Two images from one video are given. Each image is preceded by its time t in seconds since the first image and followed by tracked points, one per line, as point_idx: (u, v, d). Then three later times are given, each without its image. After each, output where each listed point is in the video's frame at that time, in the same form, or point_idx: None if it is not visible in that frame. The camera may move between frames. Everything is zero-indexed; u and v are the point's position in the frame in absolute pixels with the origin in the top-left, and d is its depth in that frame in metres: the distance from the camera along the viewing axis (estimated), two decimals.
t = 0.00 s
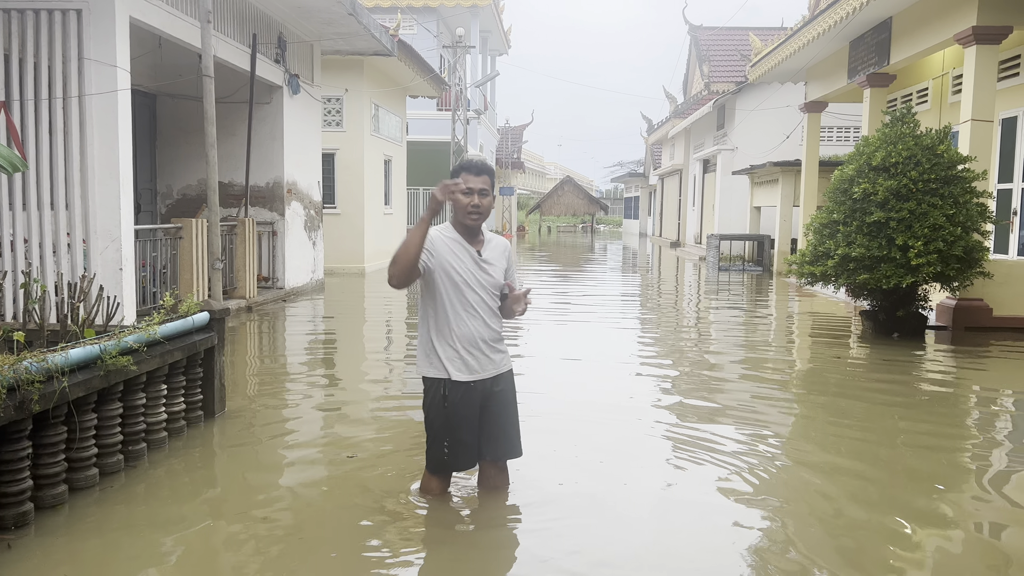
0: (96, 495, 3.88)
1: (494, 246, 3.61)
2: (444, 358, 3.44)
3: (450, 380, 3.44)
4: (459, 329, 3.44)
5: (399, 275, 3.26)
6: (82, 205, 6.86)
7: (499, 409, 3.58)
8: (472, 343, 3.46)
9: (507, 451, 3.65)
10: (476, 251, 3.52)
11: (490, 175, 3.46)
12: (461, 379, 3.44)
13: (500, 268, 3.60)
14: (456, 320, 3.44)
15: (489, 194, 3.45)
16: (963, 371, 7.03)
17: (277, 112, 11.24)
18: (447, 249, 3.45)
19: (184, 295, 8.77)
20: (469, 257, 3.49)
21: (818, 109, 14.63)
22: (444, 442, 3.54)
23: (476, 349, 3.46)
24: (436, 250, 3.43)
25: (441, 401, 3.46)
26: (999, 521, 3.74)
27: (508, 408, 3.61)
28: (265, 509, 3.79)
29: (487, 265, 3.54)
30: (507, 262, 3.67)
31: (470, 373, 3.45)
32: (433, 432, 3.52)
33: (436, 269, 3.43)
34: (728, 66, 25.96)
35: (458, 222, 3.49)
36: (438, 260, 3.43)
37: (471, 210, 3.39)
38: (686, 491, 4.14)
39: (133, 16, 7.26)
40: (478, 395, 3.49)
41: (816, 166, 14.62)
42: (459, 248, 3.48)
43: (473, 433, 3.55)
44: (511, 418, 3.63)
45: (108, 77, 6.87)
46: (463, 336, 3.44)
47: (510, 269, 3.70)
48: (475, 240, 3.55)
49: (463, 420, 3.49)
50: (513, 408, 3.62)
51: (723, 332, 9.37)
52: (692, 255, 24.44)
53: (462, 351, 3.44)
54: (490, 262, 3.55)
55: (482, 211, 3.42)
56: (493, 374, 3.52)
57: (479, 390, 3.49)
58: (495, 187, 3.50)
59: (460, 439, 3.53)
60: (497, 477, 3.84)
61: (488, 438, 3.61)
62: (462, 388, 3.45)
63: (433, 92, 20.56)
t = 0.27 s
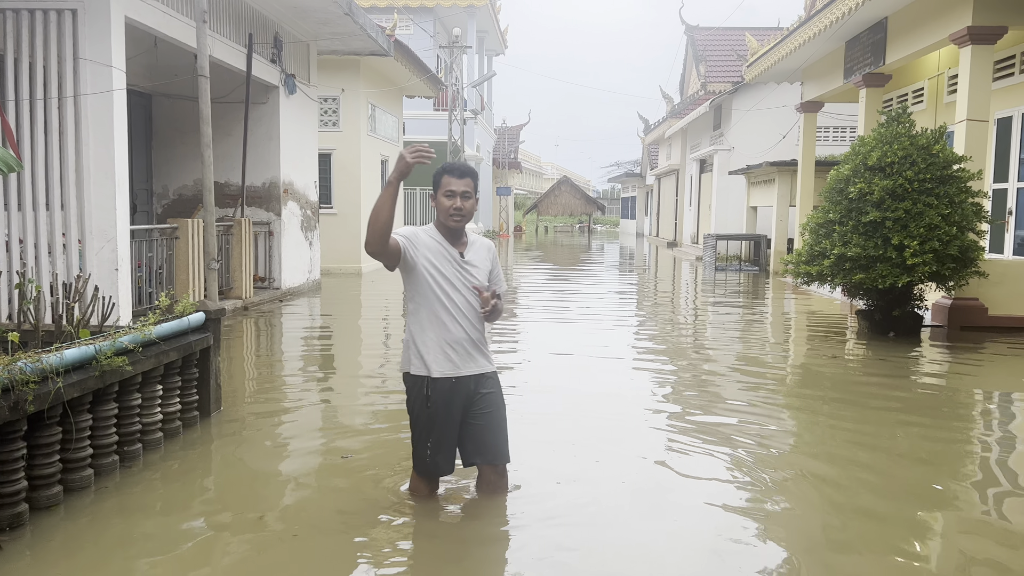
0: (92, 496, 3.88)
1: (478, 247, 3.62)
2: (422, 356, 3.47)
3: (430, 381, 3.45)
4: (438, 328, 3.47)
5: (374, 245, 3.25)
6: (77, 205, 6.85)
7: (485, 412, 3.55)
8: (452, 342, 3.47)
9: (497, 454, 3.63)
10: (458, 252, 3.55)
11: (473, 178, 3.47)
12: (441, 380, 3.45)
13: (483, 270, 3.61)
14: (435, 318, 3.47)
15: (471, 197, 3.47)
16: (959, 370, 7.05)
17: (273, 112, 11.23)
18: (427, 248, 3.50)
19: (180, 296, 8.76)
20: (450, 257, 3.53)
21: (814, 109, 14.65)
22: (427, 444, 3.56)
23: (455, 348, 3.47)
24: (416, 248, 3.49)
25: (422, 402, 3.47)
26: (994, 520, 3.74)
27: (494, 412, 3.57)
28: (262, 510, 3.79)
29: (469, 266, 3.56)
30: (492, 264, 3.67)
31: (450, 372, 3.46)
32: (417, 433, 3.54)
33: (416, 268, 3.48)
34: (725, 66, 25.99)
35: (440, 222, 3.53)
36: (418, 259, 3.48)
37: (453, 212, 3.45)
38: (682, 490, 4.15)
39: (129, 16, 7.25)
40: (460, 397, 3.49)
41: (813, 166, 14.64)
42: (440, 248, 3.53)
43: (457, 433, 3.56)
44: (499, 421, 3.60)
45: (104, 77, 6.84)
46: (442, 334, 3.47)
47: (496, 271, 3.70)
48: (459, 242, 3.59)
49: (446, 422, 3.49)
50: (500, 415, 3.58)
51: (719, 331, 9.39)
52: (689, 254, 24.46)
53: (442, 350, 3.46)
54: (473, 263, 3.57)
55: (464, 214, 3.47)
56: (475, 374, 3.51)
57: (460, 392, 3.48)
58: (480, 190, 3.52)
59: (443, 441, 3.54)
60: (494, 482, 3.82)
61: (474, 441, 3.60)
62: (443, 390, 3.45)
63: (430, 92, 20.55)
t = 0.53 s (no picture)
0: (87, 497, 3.87)
1: (471, 249, 3.64)
2: (418, 359, 3.46)
3: (425, 383, 3.45)
4: (435, 331, 3.46)
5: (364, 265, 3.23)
6: (73, 206, 6.85)
7: (478, 415, 3.58)
8: (448, 344, 3.48)
9: (489, 457, 3.65)
10: (453, 254, 3.55)
11: (468, 178, 3.50)
12: (439, 383, 3.45)
13: (476, 271, 3.63)
14: (432, 321, 3.45)
15: (467, 196, 3.49)
16: (954, 370, 7.07)
17: (269, 112, 11.22)
18: (424, 250, 3.47)
19: (176, 296, 8.75)
20: (446, 259, 3.51)
21: (810, 109, 14.67)
22: (422, 447, 3.55)
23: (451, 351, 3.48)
24: (414, 252, 3.45)
25: (417, 404, 3.46)
26: (991, 519, 3.75)
27: (488, 415, 3.60)
28: (258, 511, 3.79)
29: (464, 268, 3.57)
30: (483, 265, 3.69)
31: (445, 374, 3.46)
32: (411, 435, 3.53)
33: (414, 271, 3.45)
34: (721, 66, 26.01)
35: (435, 224, 3.52)
36: (415, 261, 3.44)
37: (449, 211, 3.45)
38: (678, 489, 4.16)
39: (124, 16, 7.23)
40: (454, 400, 3.50)
41: (808, 166, 14.67)
42: (437, 250, 3.51)
43: (451, 435, 3.56)
44: (492, 424, 3.62)
45: (99, 77, 6.82)
46: (439, 337, 3.46)
47: (486, 273, 3.72)
48: (453, 243, 3.58)
49: (441, 424, 3.49)
50: (491, 414, 3.61)
51: (715, 331, 9.40)
52: (685, 255, 24.48)
53: (439, 352, 3.46)
54: (467, 264, 3.58)
55: (461, 214, 3.48)
56: (469, 376, 3.53)
57: (455, 394, 3.49)
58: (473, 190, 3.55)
59: (438, 443, 3.54)
60: (489, 483, 3.80)
61: (468, 443, 3.61)
62: (439, 392, 3.46)
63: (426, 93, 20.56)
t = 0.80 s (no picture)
0: (82, 499, 3.86)
1: (465, 251, 3.64)
2: (415, 362, 3.43)
3: (421, 385, 3.43)
4: (433, 334, 3.44)
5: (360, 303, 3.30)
6: (67, 206, 6.83)
7: (473, 417, 3.59)
8: (445, 347, 3.46)
9: (483, 456, 3.69)
10: (450, 256, 3.54)
11: (464, 178, 3.54)
12: (436, 384, 3.44)
13: (470, 273, 3.63)
14: (430, 325, 3.43)
15: (463, 195, 3.53)
16: (949, 370, 7.09)
17: (264, 112, 11.20)
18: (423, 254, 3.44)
19: (171, 297, 8.73)
20: (443, 261, 3.50)
21: (805, 109, 14.70)
22: (418, 448, 3.55)
23: (447, 353, 3.47)
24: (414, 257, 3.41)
25: (413, 406, 3.45)
26: (985, 518, 3.76)
27: (483, 418, 3.63)
28: (253, 513, 3.78)
29: (459, 270, 3.56)
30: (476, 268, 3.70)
31: (442, 377, 3.45)
32: (407, 436, 3.52)
33: (412, 275, 3.42)
34: (716, 67, 26.03)
35: (432, 226, 3.50)
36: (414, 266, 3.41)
37: (448, 211, 3.48)
38: (674, 489, 4.16)
39: (119, 17, 7.21)
40: (450, 402, 3.49)
41: (803, 166, 14.69)
42: (433, 252, 3.48)
43: (447, 435, 3.56)
44: (487, 425, 3.65)
45: (93, 78, 6.79)
46: (436, 339, 3.44)
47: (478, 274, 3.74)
48: (448, 245, 3.58)
49: (437, 425, 3.49)
50: (485, 415, 3.63)
51: (710, 331, 9.42)
52: (681, 255, 24.50)
53: (436, 355, 3.44)
54: (462, 266, 3.58)
55: (457, 214, 3.50)
56: (464, 379, 3.53)
57: (451, 396, 3.49)
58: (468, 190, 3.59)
59: (434, 444, 3.54)
60: (483, 482, 3.83)
61: (463, 445, 3.63)
62: (437, 393, 3.45)
63: (422, 93, 20.54)
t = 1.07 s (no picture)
0: (76, 501, 3.85)
1: (456, 252, 3.64)
2: (408, 366, 3.45)
3: (416, 387, 3.45)
4: (426, 336, 3.46)
5: (369, 329, 3.32)
6: (62, 207, 6.84)
7: (470, 417, 3.59)
8: (438, 350, 3.48)
9: (480, 455, 3.67)
10: (440, 259, 3.55)
11: (452, 180, 3.55)
12: (430, 386, 3.46)
13: (462, 273, 3.63)
14: (424, 329, 3.45)
15: (451, 197, 3.54)
16: (944, 370, 7.11)
17: (259, 113, 11.18)
18: (413, 258, 3.45)
19: (166, 298, 8.71)
20: (432, 266, 3.51)
21: (800, 110, 14.73)
22: (413, 449, 3.53)
23: (441, 355, 3.49)
24: (405, 264, 3.43)
25: (408, 408, 3.45)
26: (981, 517, 3.76)
27: (479, 418, 3.62)
28: (248, 514, 3.77)
29: (450, 272, 3.56)
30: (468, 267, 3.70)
31: (436, 379, 3.47)
32: (402, 438, 3.51)
33: (404, 283, 3.43)
34: (712, 68, 26.07)
35: (421, 229, 3.51)
36: (405, 273, 3.43)
37: (437, 213, 3.48)
38: (670, 490, 4.17)
39: (114, 17, 7.20)
40: (446, 403, 3.50)
41: (799, 167, 14.73)
42: (423, 256, 3.49)
43: (443, 437, 3.56)
44: (483, 425, 3.64)
45: (88, 79, 6.77)
46: (429, 342, 3.46)
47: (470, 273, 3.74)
48: (438, 247, 3.58)
49: (432, 426, 3.48)
50: (481, 417, 3.63)
51: (706, 332, 9.44)
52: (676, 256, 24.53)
53: (430, 358, 3.46)
54: (453, 268, 3.59)
55: (447, 215, 3.50)
56: (459, 380, 3.54)
57: (446, 397, 3.49)
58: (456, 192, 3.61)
59: (429, 445, 3.53)
60: (477, 482, 3.80)
61: (460, 445, 3.62)
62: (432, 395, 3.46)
63: (418, 94, 20.54)
